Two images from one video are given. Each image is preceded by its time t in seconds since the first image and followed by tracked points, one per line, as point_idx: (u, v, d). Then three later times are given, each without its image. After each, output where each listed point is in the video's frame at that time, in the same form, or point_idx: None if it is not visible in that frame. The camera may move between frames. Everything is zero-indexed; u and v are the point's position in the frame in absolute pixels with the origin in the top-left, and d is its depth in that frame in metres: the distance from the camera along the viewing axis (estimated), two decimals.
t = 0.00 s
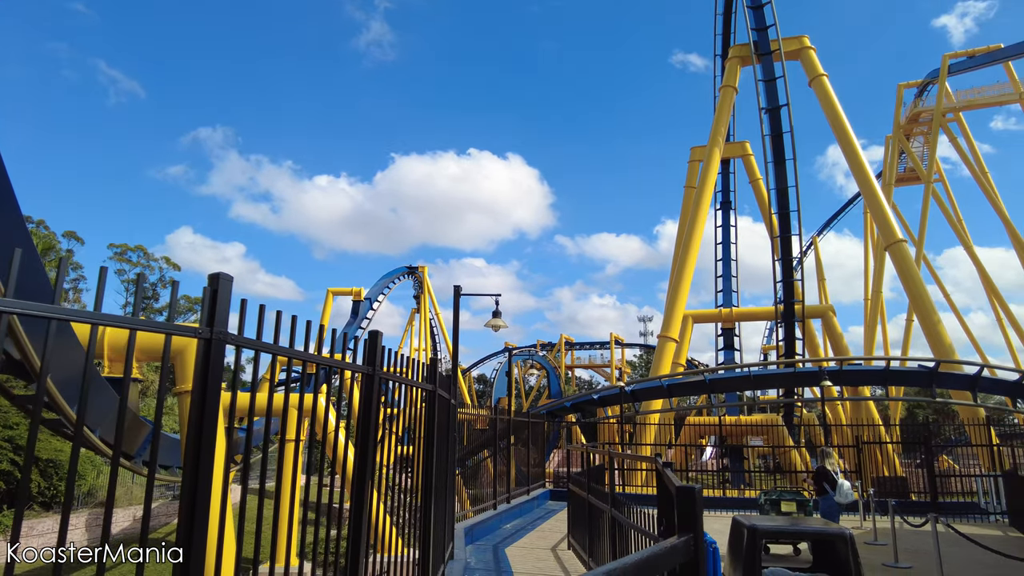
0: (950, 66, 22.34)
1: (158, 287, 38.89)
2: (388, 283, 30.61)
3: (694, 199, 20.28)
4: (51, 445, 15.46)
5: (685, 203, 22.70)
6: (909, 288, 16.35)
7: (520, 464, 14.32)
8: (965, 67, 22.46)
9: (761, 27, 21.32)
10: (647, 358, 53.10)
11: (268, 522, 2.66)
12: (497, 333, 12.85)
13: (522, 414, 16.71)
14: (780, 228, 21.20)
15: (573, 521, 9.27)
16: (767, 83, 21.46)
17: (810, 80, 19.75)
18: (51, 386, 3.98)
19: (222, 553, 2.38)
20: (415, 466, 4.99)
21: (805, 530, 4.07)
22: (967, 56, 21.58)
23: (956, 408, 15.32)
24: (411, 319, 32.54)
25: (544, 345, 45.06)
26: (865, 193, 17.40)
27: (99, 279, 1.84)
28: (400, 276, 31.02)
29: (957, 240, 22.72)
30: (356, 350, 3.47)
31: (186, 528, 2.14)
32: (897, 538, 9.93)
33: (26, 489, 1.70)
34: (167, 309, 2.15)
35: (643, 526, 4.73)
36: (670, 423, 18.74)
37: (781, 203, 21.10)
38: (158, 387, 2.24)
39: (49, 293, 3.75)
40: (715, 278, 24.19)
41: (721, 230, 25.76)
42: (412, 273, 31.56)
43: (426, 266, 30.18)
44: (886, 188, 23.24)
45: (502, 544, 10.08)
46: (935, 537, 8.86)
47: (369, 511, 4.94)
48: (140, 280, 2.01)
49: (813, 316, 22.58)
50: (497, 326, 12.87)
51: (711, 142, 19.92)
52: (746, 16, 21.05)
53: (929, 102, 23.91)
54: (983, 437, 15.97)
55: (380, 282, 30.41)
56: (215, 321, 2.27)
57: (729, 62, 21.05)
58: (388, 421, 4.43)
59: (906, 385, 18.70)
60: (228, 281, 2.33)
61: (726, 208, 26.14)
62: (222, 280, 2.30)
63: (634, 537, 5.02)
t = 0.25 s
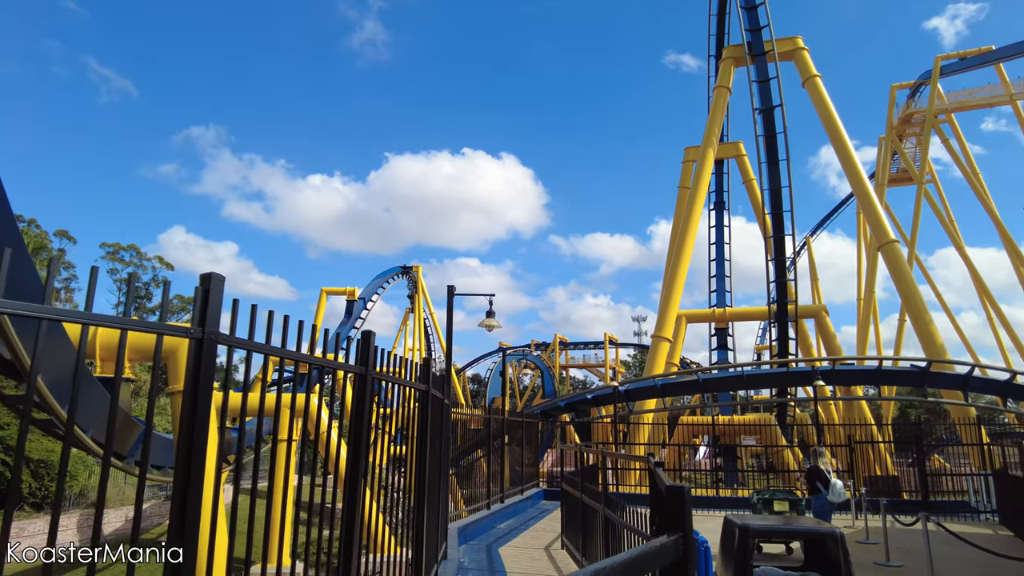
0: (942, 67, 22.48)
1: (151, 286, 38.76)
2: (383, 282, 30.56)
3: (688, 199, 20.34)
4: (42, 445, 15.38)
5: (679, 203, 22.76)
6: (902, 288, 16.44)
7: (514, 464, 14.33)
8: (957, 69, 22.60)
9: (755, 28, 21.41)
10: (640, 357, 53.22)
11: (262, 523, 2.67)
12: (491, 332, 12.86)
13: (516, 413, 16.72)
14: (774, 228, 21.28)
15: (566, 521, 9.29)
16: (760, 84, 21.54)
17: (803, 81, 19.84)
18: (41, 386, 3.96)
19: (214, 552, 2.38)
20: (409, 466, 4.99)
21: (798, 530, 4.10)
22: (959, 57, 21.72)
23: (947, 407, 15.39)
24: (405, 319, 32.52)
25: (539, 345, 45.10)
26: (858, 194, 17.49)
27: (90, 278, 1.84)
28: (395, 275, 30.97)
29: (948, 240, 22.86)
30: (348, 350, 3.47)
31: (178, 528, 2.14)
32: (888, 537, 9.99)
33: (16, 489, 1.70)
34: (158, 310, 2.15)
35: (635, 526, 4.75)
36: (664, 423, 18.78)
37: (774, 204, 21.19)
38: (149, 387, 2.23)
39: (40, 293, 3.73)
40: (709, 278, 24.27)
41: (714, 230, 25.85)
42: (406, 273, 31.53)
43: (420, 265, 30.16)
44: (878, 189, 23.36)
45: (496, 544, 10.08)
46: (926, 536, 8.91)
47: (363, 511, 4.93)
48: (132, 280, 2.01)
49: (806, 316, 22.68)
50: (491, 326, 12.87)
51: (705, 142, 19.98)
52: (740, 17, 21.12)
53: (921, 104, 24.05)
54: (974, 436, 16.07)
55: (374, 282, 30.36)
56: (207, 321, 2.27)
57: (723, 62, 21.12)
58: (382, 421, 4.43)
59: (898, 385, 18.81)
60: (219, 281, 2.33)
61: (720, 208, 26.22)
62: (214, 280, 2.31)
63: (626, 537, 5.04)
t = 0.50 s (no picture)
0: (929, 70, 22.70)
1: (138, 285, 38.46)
2: (373, 282, 30.48)
3: (677, 199, 20.42)
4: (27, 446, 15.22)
5: (669, 203, 22.86)
6: (889, 289, 16.60)
7: (504, 464, 14.34)
8: (943, 72, 22.83)
9: (745, 30, 21.53)
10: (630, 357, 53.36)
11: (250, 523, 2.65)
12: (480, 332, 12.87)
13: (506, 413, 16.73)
14: (763, 229, 21.41)
15: (556, 520, 9.31)
16: (750, 85, 21.67)
17: (792, 82, 19.98)
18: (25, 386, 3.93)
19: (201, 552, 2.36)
20: (398, 465, 4.98)
21: (784, 528, 4.14)
22: (945, 60, 21.95)
23: (933, 407, 15.54)
24: (395, 318, 32.46)
25: (529, 344, 45.14)
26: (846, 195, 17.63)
27: (75, 278, 1.83)
28: (385, 275, 30.89)
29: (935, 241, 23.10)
30: (338, 350, 3.45)
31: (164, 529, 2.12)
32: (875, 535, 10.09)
33: None
34: (145, 309, 2.15)
35: (623, 525, 4.78)
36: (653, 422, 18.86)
37: (763, 204, 21.32)
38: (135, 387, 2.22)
39: (24, 292, 3.70)
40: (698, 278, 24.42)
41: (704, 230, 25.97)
42: (396, 273, 31.46)
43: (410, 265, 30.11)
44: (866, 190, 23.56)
45: (486, 544, 10.09)
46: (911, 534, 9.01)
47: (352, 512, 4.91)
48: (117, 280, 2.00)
49: (795, 316, 22.84)
50: (480, 326, 12.89)
51: (694, 143, 20.07)
52: (730, 19, 21.24)
53: (908, 106, 24.28)
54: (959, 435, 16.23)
55: (364, 281, 30.26)
56: (194, 321, 2.26)
57: (712, 64, 21.23)
58: (372, 420, 4.42)
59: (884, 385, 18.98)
60: (206, 281, 2.33)
61: (709, 209, 26.36)
62: (201, 280, 2.30)
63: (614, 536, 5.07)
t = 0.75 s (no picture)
0: (909, 73, 23.01)
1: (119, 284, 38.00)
2: (357, 281, 30.33)
3: (662, 200, 20.54)
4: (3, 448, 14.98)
5: (654, 203, 22.98)
6: (871, 289, 16.80)
7: (489, 463, 14.34)
8: (923, 75, 23.15)
9: (730, 32, 21.69)
10: (615, 357, 53.43)
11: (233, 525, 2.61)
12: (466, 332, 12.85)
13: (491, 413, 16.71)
14: (746, 229, 21.59)
15: (541, 520, 9.32)
16: (734, 87, 21.85)
17: (776, 84, 20.17)
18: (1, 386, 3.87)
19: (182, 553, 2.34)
20: (383, 466, 4.96)
21: (766, 526, 4.20)
22: (925, 63, 22.26)
23: (913, 406, 15.76)
24: (380, 318, 32.32)
25: (515, 344, 45.16)
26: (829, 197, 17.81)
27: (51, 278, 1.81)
28: (369, 274, 30.76)
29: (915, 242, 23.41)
30: (322, 350, 3.41)
31: (143, 530, 2.10)
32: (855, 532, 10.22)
33: None
34: (124, 309, 2.13)
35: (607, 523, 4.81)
36: (637, 421, 18.93)
37: (747, 205, 21.50)
38: (113, 387, 2.20)
39: None
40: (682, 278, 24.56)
41: (688, 231, 26.14)
42: (381, 272, 31.33)
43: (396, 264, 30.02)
44: (848, 192, 23.83)
45: (470, 544, 10.07)
46: (890, 532, 9.12)
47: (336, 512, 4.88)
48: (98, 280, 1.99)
49: (778, 316, 23.05)
50: (466, 326, 12.88)
51: (679, 143, 20.19)
52: (715, 21, 21.41)
53: (890, 108, 24.59)
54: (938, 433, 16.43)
55: (348, 281, 30.09)
56: (174, 321, 2.24)
57: (698, 65, 21.37)
58: (357, 421, 4.41)
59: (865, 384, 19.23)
60: (187, 280, 2.31)
61: (694, 210, 26.53)
62: (182, 279, 2.28)
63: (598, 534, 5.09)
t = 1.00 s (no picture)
0: (885, 77, 23.39)
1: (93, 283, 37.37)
2: (337, 281, 30.11)
3: (643, 201, 20.67)
4: None
5: (635, 204, 23.11)
6: (847, 290, 17.05)
7: (470, 463, 14.33)
8: (899, 80, 23.55)
9: (710, 34, 21.89)
10: (596, 356, 53.67)
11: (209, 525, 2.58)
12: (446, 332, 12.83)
13: (472, 413, 16.70)
14: (725, 230, 21.81)
15: (521, 519, 9.33)
16: (714, 89, 22.06)
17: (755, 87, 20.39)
18: None
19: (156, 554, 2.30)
20: (364, 467, 4.95)
21: (743, 524, 4.26)
22: (901, 68, 22.64)
23: (888, 405, 16.02)
24: (361, 317, 32.13)
25: (496, 344, 45.16)
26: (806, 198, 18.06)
27: (21, 276, 1.78)
28: (350, 273, 30.56)
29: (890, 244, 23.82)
30: (300, 350, 3.40)
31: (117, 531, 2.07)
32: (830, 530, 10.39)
33: None
34: (98, 309, 2.10)
35: (586, 522, 4.84)
36: (618, 421, 19.04)
37: (726, 206, 21.72)
38: (86, 387, 2.17)
39: None
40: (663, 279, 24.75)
41: (668, 232, 26.34)
42: (362, 271, 31.13)
43: (376, 264, 29.87)
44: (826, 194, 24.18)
45: (450, 544, 10.07)
46: (864, 529, 9.28)
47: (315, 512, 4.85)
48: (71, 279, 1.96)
49: (756, 317, 23.32)
50: (446, 325, 12.86)
51: (660, 145, 20.33)
52: (696, 23, 21.60)
53: (866, 112, 24.98)
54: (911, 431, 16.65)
55: (328, 280, 29.86)
56: (150, 320, 2.22)
57: (678, 67, 21.53)
58: (337, 421, 4.40)
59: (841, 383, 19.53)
60: (163, 279, 2.28)
61: (674, 210, 26.74)
62: (157, 278, 2.26)
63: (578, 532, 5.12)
